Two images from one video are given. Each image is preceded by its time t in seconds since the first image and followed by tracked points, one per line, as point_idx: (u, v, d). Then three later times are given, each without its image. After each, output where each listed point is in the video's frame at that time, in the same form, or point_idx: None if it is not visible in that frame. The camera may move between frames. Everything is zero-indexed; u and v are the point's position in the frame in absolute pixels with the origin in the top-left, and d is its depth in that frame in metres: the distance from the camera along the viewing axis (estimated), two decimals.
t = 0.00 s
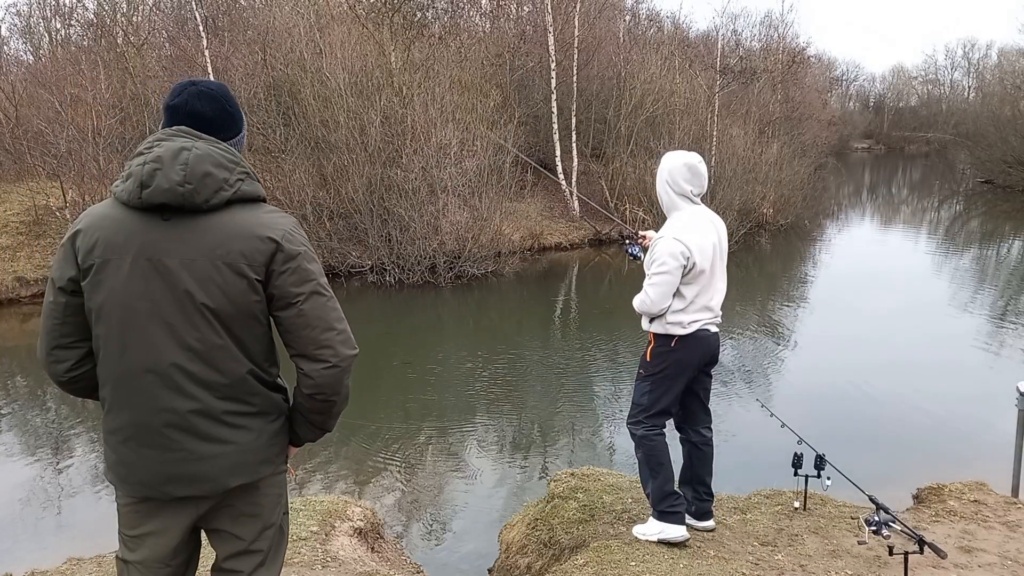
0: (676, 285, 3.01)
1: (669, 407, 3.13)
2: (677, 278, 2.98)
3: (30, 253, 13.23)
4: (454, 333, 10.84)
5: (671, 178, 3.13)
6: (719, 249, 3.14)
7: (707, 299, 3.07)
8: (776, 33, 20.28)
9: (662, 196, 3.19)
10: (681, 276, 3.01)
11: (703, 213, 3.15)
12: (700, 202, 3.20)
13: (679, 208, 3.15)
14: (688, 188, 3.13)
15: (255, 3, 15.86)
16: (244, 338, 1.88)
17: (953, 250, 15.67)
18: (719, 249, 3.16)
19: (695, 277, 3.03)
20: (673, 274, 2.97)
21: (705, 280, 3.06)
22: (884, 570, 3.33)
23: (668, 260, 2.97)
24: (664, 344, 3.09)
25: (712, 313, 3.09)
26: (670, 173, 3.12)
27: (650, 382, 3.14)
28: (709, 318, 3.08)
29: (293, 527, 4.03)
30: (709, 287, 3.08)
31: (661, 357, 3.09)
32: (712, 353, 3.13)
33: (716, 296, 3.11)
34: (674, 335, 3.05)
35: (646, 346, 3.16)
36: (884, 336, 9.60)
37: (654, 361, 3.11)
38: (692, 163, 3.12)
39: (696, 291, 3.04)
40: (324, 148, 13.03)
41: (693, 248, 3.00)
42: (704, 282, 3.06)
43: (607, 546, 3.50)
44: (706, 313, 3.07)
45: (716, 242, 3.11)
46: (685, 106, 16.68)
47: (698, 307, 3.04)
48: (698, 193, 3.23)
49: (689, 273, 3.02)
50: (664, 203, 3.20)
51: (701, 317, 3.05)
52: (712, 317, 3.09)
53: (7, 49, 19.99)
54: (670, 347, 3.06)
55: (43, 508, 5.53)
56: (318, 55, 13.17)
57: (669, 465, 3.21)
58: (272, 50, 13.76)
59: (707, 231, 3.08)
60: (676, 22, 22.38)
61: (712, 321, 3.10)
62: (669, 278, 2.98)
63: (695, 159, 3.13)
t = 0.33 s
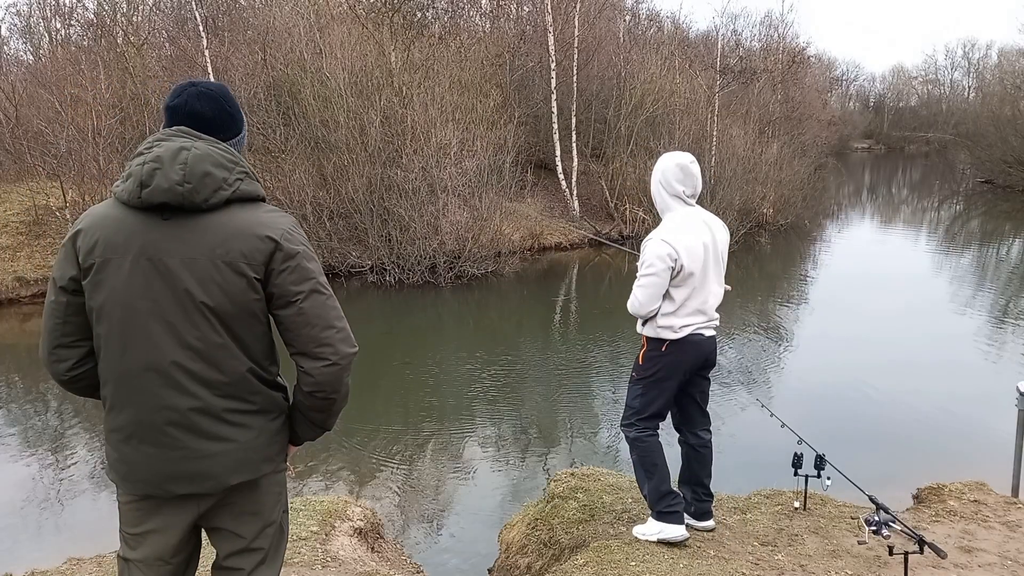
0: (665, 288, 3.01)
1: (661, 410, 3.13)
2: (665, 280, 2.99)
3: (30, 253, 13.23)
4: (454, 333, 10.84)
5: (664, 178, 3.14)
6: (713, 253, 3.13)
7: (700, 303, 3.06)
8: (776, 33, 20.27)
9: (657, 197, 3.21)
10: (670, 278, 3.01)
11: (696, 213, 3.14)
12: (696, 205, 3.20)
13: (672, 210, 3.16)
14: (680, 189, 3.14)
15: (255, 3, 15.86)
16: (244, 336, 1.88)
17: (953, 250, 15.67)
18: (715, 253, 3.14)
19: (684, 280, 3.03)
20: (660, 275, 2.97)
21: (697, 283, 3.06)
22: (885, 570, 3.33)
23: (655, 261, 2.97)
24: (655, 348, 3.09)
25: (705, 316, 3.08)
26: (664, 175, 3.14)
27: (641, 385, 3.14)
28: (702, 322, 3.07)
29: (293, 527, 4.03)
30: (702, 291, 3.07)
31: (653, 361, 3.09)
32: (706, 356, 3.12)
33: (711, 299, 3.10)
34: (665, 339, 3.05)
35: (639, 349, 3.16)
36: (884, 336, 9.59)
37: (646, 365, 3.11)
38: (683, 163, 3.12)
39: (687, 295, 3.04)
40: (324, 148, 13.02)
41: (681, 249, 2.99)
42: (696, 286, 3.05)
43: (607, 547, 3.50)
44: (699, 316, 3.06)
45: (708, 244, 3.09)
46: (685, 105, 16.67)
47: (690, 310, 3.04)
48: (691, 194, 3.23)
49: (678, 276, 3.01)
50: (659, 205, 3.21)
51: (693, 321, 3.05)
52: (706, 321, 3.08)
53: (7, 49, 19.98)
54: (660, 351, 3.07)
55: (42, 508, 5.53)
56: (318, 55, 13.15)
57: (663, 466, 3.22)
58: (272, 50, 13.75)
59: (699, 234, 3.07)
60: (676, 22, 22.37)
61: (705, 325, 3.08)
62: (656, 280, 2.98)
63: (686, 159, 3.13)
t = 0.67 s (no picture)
0: (649, 292, 3.02)
1: (656, 417, 3.13)
2: (649, 283, 2.99)
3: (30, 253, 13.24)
4: (454, 333, 10.84)
5: (654, 179, 3.15)
6: (704, 257, 3.09)
7: (689, 308, 3.03)
8: (776, 33, 20.27)
9: (649, 201, 3.22)
10: (654, 281, 3.00)
11: (687, 215, 3.13)
12: (688, 208, 3.18)
13: (661, 214, 3.16)
14: (670, 191, 3.14)
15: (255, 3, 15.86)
16: (242, 334, 1.88)
17: (953, 250, 15.67)
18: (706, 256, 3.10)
19: (669, 284, 3.01)
20: (643, 278, 2.98)
21: (684, 287, 3.03)
22: (885, 570, 3.33)
23: (638, 264, 2.98)
24: (645, 355, 3.10)
25: (696, 322, 3.05)
26: (654, 178, 3.15)
27: (635, 392, 3.14)
28: (692, 327, 3.04)
29: (293, 527, 4.04)
30: (690, 295, 3.05)
31: (644, 367, 3.09)
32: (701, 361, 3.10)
33: (702, 303, 3.07)
34: (653, 345, 3.05)
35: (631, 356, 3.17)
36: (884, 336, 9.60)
37: (638, 372, 3.12)
38: (674, 163, 3.11)
39: (674, 299, 3.02)
40: (323, 148, 13.02)
41: (665, 252, 2.98)
42: (683, 289, 3.03)
43: (607, 546, 3.50)
44: (689, 321, 3.03)
45: (698, 248, 3.06)
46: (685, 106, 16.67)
47: (679, 316, 3.02)
48: (685, 195, 3.21)
49: (663, 280, 3.00)
50: (652, 208, 3.21)
51: (682, 326, 3.02)
52: (697, 326, 3.05)
53: (7, 48, 19.98)
54: (649, 358, 3.07)
55: (42, 508, 5.53)
56: (318, 55, 13.15)
57: (662, 473, 3.21)
58: (272, 50, 13.75)
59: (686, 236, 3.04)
60: (676, 22, 22.36)
61: (697, 330, 3.05)
62: (639, 283, 2.99)
63: (677, 158, 3.12)
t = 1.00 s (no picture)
0: (634, 284, 3.04)
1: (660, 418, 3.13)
2: (631, 274, 3.02)
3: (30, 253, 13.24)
4: (453, 334, 10.83)
5: (651, 172, 3.15)
6: (697, 250, 3.02)
7: (679, 304, 2.99)
8: (776, 33, 20.29)
9: (647, 194, 3.22)
10: (638, 272, 3.02)
11: (683, 207, 3.07)
12: (686, 200, 3.12)
13: (656, 206, 3.13)
14: (666, 182, 3.11)
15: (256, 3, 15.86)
16: (243, 333, 1.88)
17: (954, 250, 15.68)
18: (699, 247, 3.02)
19: (653, 276, 3.00)
20: (625, 269, 3.01)
21: (671, 280, 3.00)
22: (885, 570, 3.33)
23: (620, 256, 3.02)
24: (642, 354, 3.11)
25: (690, 318, 2.99)
26: (650, 171, 3.15)
27: (637, 393, 3.14)
28: (685, 324, 2.99)
29: (293, 527, 4.03)
30: (679, 289, 3.00)
31: (641, 368, 3.10)
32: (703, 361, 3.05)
33: (694, 298, 3.00)
34: (646, 344, 3.06)
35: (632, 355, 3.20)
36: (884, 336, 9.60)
37: (636, 371, 3.13)
38: (669, 153, 3.09)
39: (660, 293, 3.01)
40: (323, 148, 13.03)
41: (645, 243, 2.98)
42: (670, 282, 3.00)
43: (607, 547, 3.50)
44: (680, 317, 2.99)
45: (686, 240, 3.00)
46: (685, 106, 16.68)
47: (668, 311, 3.00)
48: (686, 186, 3.15)
49: (646, 271, 3.00)
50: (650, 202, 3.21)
51: (673, 322, 2.99)
52: (689, 323, 2.99)
53: (7, 48, 19.99)
54: (644, 357, 3.08)
55: (42, 508, 5.53)
56: (317, 55, 13.16)
57: (667, 478, 3.21)
58: (272, 50, 13.75)
59: (673, 227, 3.00)
60: (676, 22, 22.36)
61: (691, 327, 2.99)
62: (622, 276, 3.03)
63: (673, 148, 3.10)
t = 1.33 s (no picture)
0: (643, 278, 3.05)
1: (667, 418, 3.11)
2: (638, 268, 3.04)
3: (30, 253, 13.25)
4: (452, 334, 10.82)
5: (670, 166, 3.12)
6: (707, 246, 2.96)
7: (687, 300, 2.96)
8: (776, 33, 20.31)
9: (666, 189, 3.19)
10: (646, 267, 3.03)
11: (698, 201, 3.02)
12: (704, 195, 3.06)
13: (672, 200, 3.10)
14: (683, 176, 3.06)
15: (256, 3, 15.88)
16: (257, 333, 1.89)
17: (954, 250, 15.67)
18: (710, 243, 2.96)
19: (660, 270, 2.99)
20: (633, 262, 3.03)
21: (679, 276, 2.97)
22: (885, 569, 3.33)
23: (629, 249, 3.06)
24: (652, 350, 3.10)
25: (698, 315, 2.94)
26: (669, 165, 3.12)
27: (648, 391, 3.15)
28: (694, 322, 2.95)
29: (293, 527, 4.04)
30: (687, 285, 2.97)
31: (653, 366, 3.08)
32: (708, 364, 2.97)
33: (703, 294, 2.96)
34: (655, 340, 3.05)
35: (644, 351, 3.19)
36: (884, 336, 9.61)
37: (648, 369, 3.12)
38: (689, 147, 3.07)
39: (667, 288, 3.00)
40: (323, 148, 13.04)
41: (651, 237, 3.00)
42: (678, 278, 2.98)
43: (607, 546, 3.50)
44: (688, 314, 2.95)
45: (695, 235, 2.96)
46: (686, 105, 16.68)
47: (676, 307, 2.97)
48: (705, 180, 3.09)
49: (653, 265, 3.00)
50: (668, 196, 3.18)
51: (681, 319, 2.96)
52: (698, 320, 2.94)
53: (8, 48, 20.00)
54: (655, 354, 3.07)
55: (42, 507, 5.54)
56: (318, 55, 13.17)
57: (671, 479, 3.20)
58: (272, 50, 13.76)
59: (682, 220, 2.97)
60: (676, 22, 22.36)
61: (699, 325, 2.95)
62: (630, 270, 3.06)
63: (694, 141, 3.08)
